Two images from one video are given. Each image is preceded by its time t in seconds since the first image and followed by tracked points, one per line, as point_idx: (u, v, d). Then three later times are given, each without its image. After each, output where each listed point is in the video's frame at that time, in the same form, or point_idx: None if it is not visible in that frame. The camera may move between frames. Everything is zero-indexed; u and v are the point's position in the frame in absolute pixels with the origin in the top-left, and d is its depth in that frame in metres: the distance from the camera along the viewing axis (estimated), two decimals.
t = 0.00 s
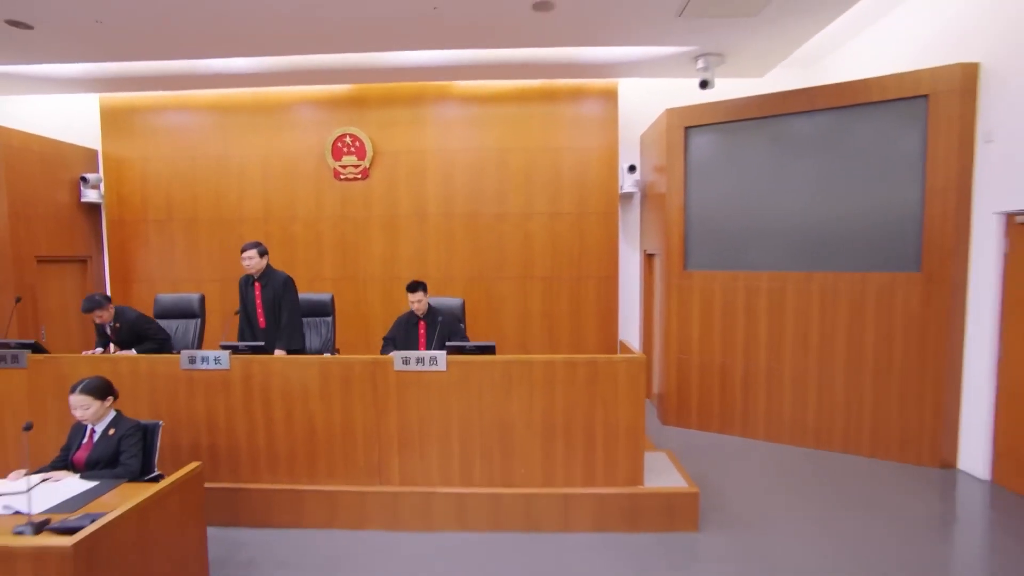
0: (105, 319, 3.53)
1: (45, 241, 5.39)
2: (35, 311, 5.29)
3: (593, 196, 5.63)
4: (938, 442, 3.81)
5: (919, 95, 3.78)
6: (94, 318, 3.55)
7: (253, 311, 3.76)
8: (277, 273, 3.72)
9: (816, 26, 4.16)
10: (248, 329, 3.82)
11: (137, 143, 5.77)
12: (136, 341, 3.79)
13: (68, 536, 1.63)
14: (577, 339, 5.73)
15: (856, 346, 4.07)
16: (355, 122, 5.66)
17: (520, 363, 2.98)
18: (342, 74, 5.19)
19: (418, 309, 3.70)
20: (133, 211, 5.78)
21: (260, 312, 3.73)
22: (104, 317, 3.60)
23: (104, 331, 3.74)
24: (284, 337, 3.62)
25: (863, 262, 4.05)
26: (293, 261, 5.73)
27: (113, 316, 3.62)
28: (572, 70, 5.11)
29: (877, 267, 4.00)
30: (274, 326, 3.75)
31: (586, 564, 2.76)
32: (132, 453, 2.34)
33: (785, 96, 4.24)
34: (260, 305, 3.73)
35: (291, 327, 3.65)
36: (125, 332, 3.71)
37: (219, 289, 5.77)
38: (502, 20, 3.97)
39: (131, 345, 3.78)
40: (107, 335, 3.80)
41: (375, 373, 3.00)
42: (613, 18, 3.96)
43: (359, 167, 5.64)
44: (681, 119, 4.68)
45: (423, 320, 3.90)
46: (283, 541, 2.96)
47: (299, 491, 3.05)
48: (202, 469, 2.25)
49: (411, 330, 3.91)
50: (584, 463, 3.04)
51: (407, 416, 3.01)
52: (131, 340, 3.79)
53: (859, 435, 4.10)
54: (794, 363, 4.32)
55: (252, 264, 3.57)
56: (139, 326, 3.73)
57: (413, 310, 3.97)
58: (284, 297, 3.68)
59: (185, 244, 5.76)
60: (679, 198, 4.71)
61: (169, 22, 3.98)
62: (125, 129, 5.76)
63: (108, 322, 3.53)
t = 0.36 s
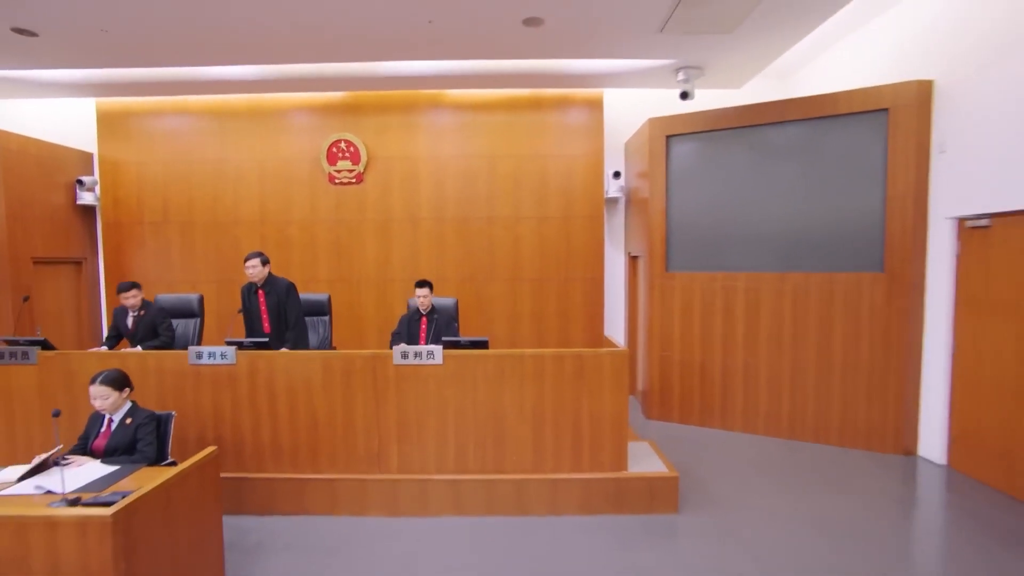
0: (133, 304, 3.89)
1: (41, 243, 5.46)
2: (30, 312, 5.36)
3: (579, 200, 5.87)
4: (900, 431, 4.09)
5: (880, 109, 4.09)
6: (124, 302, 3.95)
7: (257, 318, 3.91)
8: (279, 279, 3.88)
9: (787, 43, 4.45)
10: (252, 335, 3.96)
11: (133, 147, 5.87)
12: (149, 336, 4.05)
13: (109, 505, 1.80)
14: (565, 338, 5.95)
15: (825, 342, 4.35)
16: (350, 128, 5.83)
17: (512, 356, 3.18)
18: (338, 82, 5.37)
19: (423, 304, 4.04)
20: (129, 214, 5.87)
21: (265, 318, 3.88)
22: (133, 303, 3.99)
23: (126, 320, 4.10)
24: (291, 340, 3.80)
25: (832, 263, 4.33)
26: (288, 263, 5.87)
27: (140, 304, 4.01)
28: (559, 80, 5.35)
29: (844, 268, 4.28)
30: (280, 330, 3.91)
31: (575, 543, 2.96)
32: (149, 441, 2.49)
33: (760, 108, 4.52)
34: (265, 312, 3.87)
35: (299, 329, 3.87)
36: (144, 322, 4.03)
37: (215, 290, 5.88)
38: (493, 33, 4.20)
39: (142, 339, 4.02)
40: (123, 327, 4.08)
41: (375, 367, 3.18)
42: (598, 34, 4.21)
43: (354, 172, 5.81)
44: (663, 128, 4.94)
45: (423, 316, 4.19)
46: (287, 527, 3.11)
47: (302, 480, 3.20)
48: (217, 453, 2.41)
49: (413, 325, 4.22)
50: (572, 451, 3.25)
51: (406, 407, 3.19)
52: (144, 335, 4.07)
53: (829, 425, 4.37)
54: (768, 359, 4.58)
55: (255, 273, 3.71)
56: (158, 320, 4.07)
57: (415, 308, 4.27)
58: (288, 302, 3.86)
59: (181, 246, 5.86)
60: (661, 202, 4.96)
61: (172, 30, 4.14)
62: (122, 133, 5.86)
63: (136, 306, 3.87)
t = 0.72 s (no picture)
0: (150, 301, 4.21)
1: (38, 246, 5.53)
2: (27, 315, 5.42)
3: (567, 206, 6.10)
4: (869, 422, 4.36)
5: (848, 122, 4.39)
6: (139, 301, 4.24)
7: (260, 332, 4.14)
8: (282, 291, 4.16)
9: (762, 59, 4.74)
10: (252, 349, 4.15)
11: (130, 152, 5.97)
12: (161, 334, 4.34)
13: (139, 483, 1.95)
14: (554, 338, 6.15)
15: (799, 339, 4.61)
16: (345, 135, 6.00)
17: (505, 352, 3.37)
18: (335, 91, 5.54)
19: (420, 305, 4.24)
20: (125, 218, 5.96)
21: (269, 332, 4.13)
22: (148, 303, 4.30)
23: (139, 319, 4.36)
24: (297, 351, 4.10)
25: (804, 266, 4.60)
26: (284, 266, 6.00)
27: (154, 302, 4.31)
28: (548, 91, 5.58)
29: (816, 270, 4.56)
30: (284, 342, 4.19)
31: (565, 527, 3.16)
32: (163, 432, 2.63)
33: (737, 119, 4.79)
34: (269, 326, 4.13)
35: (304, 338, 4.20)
36: (157, 321, 4.32)
37: (211, 292, 5.99)
38: (486, 47, 4.42)
39: (155, 337, 4.29)
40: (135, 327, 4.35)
41: (375, 363, 3.35)
42: (585, 49, 4.45)
43: (349, 177, 5.97)
44: (647, 137, 5.19)
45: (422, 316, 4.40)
46: (291, 515, 3.26)
47: (304, 471, 3.36)
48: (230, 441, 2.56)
49: (410, 325, 4.38)
50: (561, 441, 3.45)
51: (404, 401, 3.37)
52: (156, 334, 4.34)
53: (802, 418, 4.63)
54: (746, 357, 4.83)
55: (261, 290, 3.93)
56: (171, 320, 4.36)
57: (410, 308, 4.45)
58: (294, 315, 4.19)
59: (177, 249, 5.97)
60: (645, 208, 5.20)
61: (174, 40, 4.29)
62: (119, 138, 5.95)
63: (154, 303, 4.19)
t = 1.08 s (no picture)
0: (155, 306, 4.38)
1: (39, 249, 5.63)
2: (27, 317, 5.51)
3: (558, 212, 6.32)
4: (843, 416, 4.63)
5: (821, 134, 4.67)
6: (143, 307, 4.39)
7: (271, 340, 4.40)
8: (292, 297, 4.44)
9: (742, 73, 5.01)
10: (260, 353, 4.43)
11: (130, 157, 6.09)
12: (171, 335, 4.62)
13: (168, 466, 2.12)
14: (545, 340, 6.36)
15: (778, 338, 4.86)
16: (343, 142, 6.18)
17: (501, 350, 3.58)
18: (333, 100, 5.72)
19: (415, 308, 4.40)
20: (125, 222, 6.07)
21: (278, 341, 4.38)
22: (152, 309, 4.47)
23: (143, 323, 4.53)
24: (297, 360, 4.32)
25: (783, 269, 4.86)
26: (282, 269, 6.15)
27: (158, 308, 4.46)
28: (539, 101, 5.81)
29: (793, 273, 4.82)
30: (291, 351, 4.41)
31: (557, 514, 3.35)
32: (179, 424, 2.78)
33: (719, 130, 5.05)
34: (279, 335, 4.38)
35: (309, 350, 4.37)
36: (167, 325, 4.57)
37: (209, 295, 6.12)
38: (480, 60, 4.65)
39: (166, 338, 4.56)
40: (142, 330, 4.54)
41: (378, 360, 3.53)
42: (575, 63, 4.69)
43: (346, 183, 6.15)
44: (634, 146, 5.43)
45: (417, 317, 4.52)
46: (297, 506, 3.42)
47: (309, 464, 3.52)
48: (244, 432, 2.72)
49: (406, 325, 4.52)
50: (554, 433, 3.65)
51: (405, 396, 3.55)
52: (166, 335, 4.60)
53: (782, 414, 4.87)
54: (728, 355, 5.07)
55: (276, 302, 4.21)
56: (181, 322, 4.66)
57: (407, 310, 4.57)
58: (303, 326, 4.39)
59: (177, 253, 6.09)
60: (633, 213, 5.44)
61: (180, 50, 4.46)
62: (119, 144, 6.07)
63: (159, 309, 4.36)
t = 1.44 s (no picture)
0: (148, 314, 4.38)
1: (40, 253, 5.72)
2: (28, 320, 5.60)
3: (549, 218, 6.55)
4: (819, 413, 4.89)
5: (798, 146, 4.96)
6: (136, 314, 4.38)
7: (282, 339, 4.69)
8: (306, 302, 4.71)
9: (724, 88, 5.28)
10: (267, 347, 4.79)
11: (130, 163, 6.20)
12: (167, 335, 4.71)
13: (194, 455, 2.29)
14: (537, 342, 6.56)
15: (759, 339, 5.11)
16: (341, 150, 6.36)
17: (497, 350, 3.77)
18: (332, 110, 5.90)
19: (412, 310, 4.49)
20: (124, 226, 6.18)
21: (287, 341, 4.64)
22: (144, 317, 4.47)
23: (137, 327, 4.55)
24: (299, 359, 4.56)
25: (763, 273, 5.12)
26: (280, 273, 6.29)
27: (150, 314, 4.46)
28: (531, 112, 6.04)
29: (773, 277, 5.08)
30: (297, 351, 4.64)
31: (551, 505, 3.54)
32: (194, 420, 2.94)
33: (703, 142, 5.31)
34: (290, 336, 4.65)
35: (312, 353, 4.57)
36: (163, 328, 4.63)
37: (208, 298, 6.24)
38: (475, 74, 4.86)
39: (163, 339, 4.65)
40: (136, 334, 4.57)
41: (380, 360, 3.70)
42: (566, 78, 4.93)
43: (344, 190, 6.31)
44: (623, 156, 5.68)
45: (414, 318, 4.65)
46: (302, 499, 3.57)
47: (314, 460, 3.68)
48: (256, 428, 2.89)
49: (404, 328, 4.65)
50: (547, 429, 3.85)
51: (406, 394, 3.73)
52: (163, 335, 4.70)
53: (762, 411, 5.12)
54: (712, 356, 5.32)
55: (291, 305, 4.52)
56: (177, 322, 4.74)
57: (404, 313, 4.69)
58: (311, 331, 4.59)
59: (176, 257, 6.21)
60: (621, 220, 5.68)
61: (184, 62, 4.63)
62: (119, 150, 6.19)
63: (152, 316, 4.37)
